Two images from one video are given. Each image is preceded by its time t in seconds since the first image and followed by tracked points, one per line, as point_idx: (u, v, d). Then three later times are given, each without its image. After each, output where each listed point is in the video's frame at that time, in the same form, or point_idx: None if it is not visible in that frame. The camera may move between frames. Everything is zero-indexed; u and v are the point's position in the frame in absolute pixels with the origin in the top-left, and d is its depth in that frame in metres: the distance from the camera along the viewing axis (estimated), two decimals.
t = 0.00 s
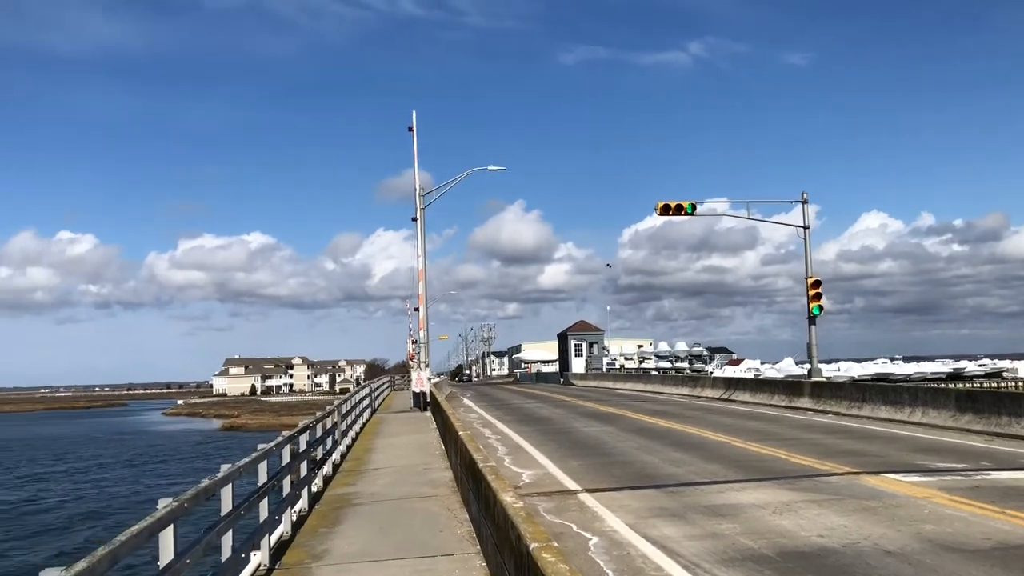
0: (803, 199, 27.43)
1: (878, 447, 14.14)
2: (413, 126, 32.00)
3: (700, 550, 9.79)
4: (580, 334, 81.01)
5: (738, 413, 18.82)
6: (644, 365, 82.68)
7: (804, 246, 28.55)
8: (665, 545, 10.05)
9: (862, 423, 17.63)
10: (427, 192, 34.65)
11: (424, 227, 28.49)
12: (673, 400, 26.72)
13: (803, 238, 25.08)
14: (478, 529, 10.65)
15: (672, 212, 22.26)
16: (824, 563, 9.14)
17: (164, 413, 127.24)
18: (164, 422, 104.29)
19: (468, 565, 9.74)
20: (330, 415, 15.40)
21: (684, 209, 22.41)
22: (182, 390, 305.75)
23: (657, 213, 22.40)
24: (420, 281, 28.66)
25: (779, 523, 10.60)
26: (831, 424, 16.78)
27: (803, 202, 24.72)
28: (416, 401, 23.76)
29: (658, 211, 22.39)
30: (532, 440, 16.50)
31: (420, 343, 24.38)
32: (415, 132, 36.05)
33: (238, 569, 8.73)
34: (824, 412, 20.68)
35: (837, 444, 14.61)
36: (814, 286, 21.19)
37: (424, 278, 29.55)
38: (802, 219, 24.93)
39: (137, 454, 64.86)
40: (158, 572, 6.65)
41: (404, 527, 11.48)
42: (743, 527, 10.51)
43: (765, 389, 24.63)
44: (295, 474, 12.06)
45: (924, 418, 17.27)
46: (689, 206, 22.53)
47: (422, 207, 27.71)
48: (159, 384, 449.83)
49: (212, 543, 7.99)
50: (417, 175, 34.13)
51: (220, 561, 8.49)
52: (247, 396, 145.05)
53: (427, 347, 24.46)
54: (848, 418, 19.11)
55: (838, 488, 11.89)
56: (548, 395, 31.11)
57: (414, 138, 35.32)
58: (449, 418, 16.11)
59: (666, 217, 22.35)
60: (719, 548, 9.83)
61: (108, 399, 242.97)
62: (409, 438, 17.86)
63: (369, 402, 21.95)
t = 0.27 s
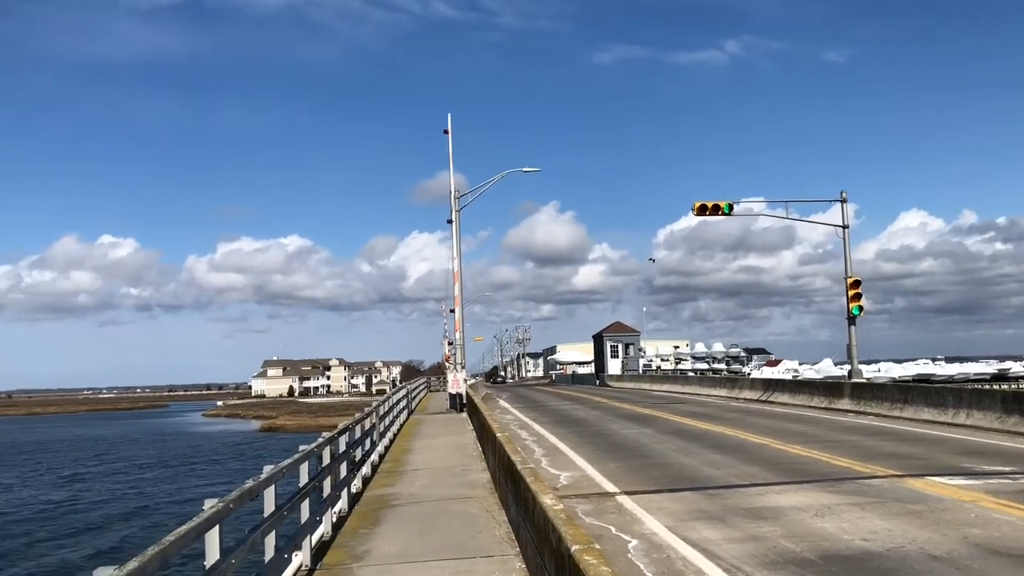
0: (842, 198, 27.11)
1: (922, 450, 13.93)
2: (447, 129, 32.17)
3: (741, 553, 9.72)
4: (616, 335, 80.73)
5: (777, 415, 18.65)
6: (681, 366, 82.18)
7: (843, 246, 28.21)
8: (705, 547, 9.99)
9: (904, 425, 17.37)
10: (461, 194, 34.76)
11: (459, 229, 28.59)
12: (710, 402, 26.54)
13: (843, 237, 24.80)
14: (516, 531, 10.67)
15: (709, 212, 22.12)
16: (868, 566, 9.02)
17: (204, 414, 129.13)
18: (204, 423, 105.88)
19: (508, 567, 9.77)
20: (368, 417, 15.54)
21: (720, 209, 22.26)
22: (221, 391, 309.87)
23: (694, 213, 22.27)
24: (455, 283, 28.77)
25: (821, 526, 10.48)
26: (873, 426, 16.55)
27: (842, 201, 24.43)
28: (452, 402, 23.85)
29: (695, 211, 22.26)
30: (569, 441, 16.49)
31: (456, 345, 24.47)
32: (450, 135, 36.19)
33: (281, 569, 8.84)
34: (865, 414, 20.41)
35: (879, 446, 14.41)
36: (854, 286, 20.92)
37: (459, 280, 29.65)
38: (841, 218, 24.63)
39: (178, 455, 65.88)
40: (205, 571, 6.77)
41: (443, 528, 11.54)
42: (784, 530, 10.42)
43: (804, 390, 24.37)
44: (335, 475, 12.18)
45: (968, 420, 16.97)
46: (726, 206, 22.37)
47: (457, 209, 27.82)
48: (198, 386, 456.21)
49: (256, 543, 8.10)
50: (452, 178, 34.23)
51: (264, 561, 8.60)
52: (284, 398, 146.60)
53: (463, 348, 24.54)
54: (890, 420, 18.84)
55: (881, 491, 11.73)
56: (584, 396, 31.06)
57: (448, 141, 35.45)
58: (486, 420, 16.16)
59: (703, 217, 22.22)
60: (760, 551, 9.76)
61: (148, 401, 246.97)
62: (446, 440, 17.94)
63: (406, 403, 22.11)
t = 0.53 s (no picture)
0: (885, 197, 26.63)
1: (969, 453, 13.60)
2: (483, 132, 32.22)
3: (783, 557, 9.55)
4: (654, 337, 80.22)
5: (819, 418, 18.35)
6: (720, 368, 81.39)
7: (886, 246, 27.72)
8: (746, 552, 9.83)
9: (950, 428, 16.99)
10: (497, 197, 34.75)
11: (495, 231, 28.60)
12: (750, 405, 26.23)
13: (885, 237, 24.38)
14: (555, 534, 10.61)
15: (749, 212, 21.87)
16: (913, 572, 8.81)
17: (244, 416, 130.81)
18: (244, 424, 107.25)
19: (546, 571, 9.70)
20: (406, 419, 15.56)
21: (760, 209, 21.98)
22: (262, 393, 313.87)
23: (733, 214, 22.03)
24: (491, 285, 28.77)
25: (864, 531, 10.27)
26: (918, 429, 16.21)
27: (885, 200, 24.00)
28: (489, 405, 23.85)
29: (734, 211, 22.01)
30: (607, 444, 16.38)
31: (492, 346, 24.46)
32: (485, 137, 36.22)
33: (321, 570, 8.87)
34: (910, 417, 20.00)
35: (925, 450, 14.10)
36: (897, 287, 20.54)
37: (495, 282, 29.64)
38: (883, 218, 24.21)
39: (219, 456, 66.73)
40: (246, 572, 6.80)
41: (481, 530, 11.52)
42: (827, 535, 10.22)
43: (847, 392, 23.98)
44: (373, 477, 12.21)
45: (1016, 423, 16.54)
46: (766, 206, 22.10)
47: (493, 210, 27.83)
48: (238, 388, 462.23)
49: (297, 545, 8.13)
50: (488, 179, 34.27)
51: (304, 562, 8.63)
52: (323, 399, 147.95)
53: (500, 350, 24.52)
54: (936, 423, 18.45)
55: (927, 496, 11.46)
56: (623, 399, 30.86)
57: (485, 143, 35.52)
58: (523, 422, 16.11)
59: (743, 218, 21.96)
60: (802, 555, 9.58)
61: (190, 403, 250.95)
62: (482, 442, 17.93)
63: (443, 406, 22.13)
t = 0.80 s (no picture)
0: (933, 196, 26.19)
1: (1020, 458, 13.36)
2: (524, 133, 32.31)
3: (830, 561, 9.50)
4: (696, 338, 79.67)
5: (865, 420, 18.14)
6: (763, 370, 80.57)
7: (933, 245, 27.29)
8: (791, 555, 9.79)
9: (1001, 431, 16.68)
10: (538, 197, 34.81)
11: (536, 232, 28.69)
12: (794, 406, 25.99)
13: (933, 236, 24.00)
14: (599, 534, 10.66)
15: (793, 212, 21.68)
16: None
17: (288, 415, 132.47)
18: (288, 423, 108.65)
19: (589, 571, 9.76)
20: (449, 418, 15.71)
21: (804, 209, 21.78)
22: (305, 393, 317.57)
23: (777, 213, 21.86)
24: (532, 285, 28.86)
25: (913, 536, 10.17)
26: (967, 432, 15.95)
27: (932, 199, 23.62)
28: (530, 405, 23.94)
29: (778, 211, 21.84)
30: (649, 445, 16.38)
31: (534, 347, 24.55)
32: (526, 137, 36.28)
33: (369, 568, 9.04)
34: (958, 420, 19.68)
35: (975, 454, 13.88)
36: (945, 288, 20.21)
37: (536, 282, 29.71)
38: (931, 217, 23.83)
39: (264, 454, 67.68)
40: (298, 569, 6.97)
41: (525, 530, 11.61)
42: (874, 539, 10.14)
43: (893, 394, 23.64)
44: (417, 477, 12.37)
45: None
46: (810, 206, 21.88)
47: (534, 212, 27.92)
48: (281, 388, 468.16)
49: (345, 542, 8.30)
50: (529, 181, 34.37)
51: (352, 560, 8.81)
52: (365, 400, 149.33)
53: (541, 350, 24.61)
54: (986, 426, 18.13)
55: (978, 500, 11.30)
56: (664, 399, 30.75)
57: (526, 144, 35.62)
58: (565, 422, 16.17)
59: (787, 218, 21.78)
60: (850, 559, 9.52)
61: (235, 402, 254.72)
62: (524, 442, 18.03)
63: (484, 406, 22.27)
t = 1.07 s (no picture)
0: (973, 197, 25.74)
1: None
2: (557, 135, 32.30)
3: (868, 567, 9.37)
4: (730, 341, 79.02)
5: (902, 424, 17.87)
6: (798, 373, 79.71)
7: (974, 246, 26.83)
8: (829, 560, 9.68)
9: None
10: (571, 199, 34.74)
11: (569, 234, 28.64)
12: (831, 410, 25.67)
13: (973, 238, 23.58)
14: (633, 538, 10.62)
15: (829, 213, 21.43)
16: None
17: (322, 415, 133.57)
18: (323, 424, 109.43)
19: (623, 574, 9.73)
20: (482, 420, 15.73)
21: (841, 210, 21.52)
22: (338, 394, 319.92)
23: (813, 215, 21.62)
24: (565, 287, 28.81)
25: (953, 542, 10.00)
26: (1008, 437, 15.65)
27: (973, 200, 23.23)
28: (563, 407, 23.91)
29: (814, 213, 21.61)
30: (683, 449, 16.28)
31: (566, 349, 24.51)
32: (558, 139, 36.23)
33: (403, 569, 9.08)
34: (999, 424, 19.31)
35: (1017, 460, 13.61)
36: (986, 290, 19.85)
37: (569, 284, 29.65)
38: (971, 219, 23.43)
39: (298, 454, 68.29)
40: (334, 569, 7.03)
41: (558, 533, 11.59)
42: (914, 545, 9.99)
43: (932, 399, 23.26)
44: (451, 478, 12.40)
45: None
46: (846, 208, 21.63)
47: (567, 213, 27.88)
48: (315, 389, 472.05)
49: (381, 543, 8.34)
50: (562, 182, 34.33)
51: (387, 561, 8.85)
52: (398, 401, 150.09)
53: (574, 352, 24.56)
54: None
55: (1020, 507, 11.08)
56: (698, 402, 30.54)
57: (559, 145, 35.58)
58: (598, 425, 16.13)
59: (823, 219, 21.53)
60: (889, 565, 9.38)
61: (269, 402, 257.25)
62: (557, 445, 18.00)
63: (517, 409, 22.27)
